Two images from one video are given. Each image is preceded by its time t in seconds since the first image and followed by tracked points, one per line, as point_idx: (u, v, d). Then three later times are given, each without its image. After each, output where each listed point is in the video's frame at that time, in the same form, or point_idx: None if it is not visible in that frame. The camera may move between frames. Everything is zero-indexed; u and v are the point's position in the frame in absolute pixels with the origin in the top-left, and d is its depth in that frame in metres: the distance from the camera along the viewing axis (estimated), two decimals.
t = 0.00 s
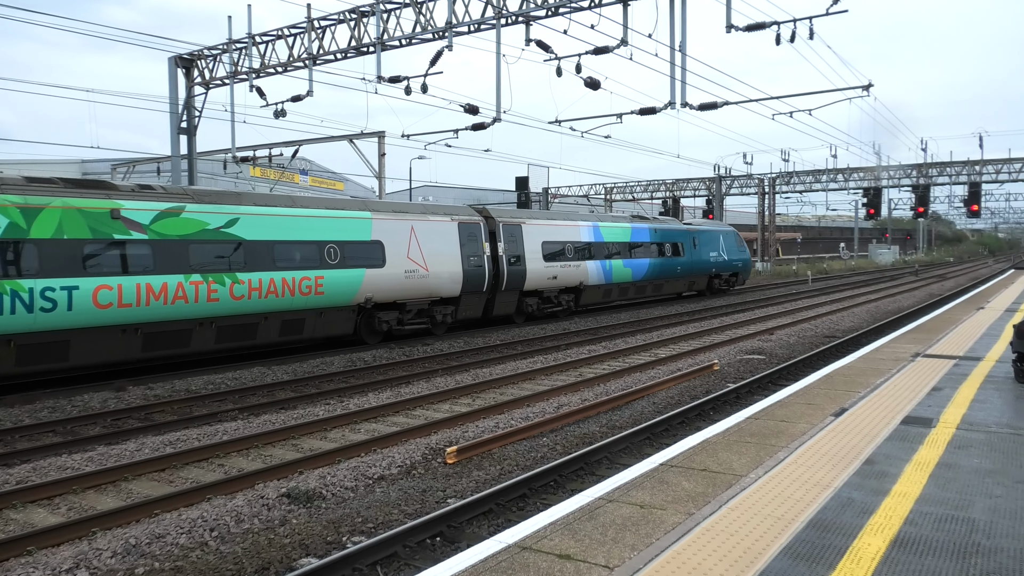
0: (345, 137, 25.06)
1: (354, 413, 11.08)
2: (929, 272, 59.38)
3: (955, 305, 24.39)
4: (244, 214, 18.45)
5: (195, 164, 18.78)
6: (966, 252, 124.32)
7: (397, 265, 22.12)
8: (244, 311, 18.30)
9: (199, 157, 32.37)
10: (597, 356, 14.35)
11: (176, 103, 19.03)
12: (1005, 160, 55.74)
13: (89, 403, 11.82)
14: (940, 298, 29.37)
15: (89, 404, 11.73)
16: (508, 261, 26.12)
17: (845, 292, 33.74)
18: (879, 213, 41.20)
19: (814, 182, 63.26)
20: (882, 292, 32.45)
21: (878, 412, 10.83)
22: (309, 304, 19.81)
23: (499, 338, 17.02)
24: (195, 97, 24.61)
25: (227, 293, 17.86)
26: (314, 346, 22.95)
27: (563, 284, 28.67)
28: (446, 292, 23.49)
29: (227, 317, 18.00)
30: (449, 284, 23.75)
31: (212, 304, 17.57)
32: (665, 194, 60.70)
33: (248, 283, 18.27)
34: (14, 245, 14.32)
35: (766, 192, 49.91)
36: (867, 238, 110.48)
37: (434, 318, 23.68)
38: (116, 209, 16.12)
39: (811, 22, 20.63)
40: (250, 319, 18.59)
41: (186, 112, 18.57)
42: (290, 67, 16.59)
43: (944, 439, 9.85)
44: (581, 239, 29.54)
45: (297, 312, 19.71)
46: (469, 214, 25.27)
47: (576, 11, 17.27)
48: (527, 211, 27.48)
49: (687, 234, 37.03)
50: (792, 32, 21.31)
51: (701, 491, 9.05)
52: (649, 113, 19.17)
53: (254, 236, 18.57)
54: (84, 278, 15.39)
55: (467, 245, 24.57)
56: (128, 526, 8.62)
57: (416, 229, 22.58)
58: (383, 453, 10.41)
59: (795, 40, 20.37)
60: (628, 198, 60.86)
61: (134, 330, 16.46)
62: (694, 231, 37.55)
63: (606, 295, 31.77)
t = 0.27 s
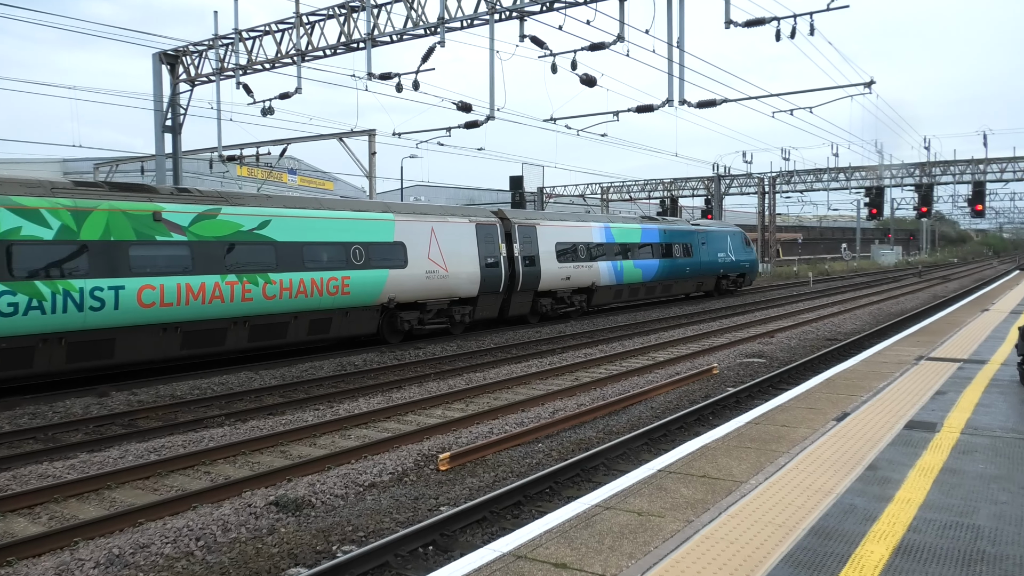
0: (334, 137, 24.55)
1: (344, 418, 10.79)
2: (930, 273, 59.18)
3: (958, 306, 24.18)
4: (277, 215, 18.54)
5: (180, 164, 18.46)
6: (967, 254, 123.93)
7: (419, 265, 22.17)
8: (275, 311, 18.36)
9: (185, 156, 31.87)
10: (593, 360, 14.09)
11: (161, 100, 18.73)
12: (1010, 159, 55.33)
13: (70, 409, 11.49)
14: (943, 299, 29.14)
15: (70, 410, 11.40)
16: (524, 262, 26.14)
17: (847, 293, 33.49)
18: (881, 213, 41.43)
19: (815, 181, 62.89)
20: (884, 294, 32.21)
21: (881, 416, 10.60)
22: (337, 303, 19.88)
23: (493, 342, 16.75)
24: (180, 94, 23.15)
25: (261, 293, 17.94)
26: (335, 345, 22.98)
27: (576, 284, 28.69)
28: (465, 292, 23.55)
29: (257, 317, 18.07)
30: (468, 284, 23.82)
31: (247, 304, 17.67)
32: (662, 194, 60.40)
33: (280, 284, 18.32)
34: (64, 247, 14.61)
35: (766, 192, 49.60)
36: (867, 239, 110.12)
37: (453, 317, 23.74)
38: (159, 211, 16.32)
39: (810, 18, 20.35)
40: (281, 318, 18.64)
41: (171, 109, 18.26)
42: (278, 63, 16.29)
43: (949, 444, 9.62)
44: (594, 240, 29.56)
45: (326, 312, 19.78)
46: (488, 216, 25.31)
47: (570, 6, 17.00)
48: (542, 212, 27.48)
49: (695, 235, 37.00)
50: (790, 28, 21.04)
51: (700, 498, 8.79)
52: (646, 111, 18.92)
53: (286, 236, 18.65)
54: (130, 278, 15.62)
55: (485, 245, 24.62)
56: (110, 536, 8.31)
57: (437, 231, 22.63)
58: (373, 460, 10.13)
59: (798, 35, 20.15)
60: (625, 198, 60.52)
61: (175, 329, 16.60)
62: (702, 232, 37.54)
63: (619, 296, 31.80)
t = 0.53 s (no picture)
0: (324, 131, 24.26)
1: (336, 421, 10.51)
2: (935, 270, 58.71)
3: (966, 305, 23.84)
4: (315, 214, 19.13)
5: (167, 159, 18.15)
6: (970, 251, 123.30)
7: (444, 263, 22.63)
8: (312, 307, 18.90)
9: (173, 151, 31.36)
10: (591, 361, 13.83)
11: (147, 93, 18.41)
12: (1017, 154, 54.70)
13: (54, 411, 11.20)
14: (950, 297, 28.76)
15: (54, 413, 11.11)
16: (544, 260, 26.44)
17: (850, 292, 33.12)
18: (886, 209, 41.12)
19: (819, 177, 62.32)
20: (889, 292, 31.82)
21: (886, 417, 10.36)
22: (369, 299, 20.40)
23: (489, 341, 16.48)
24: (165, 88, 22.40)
25: (299, 289, 18.51)
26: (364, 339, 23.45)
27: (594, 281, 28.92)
28: (489, 289, 23.97)
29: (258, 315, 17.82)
30: (491, 281, 24.25)
31: (287, 299, 18.23)
32: (661, 190, 59.92)
33: (317, 280, 18.85)
34: (123, 245, 15.32)
35: (768, 188, 49.14)
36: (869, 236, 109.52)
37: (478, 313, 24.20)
38: (206, 211, 16.98)
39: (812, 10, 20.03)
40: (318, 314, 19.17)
41: (157, 103, 17.95)
42: (268, 56, 15.99)
43: (955, 445, 9.38)
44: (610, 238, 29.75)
45: (359, 307, 20.31)
46: (510, 215, 25.69)
47: None
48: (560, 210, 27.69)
49: (706, 233, 36.99)
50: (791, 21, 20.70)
51: (701, 502, 8.54)
52: (645, 104, 18.66)
53: (323, 235, 19.24)
54: (181, 274, 16.26)
55: (507, 243, 24.96)
56: (95, 542, 8.03)
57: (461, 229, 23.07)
58: (366, 463, 9.86)
59: (801, 27, 19.84)
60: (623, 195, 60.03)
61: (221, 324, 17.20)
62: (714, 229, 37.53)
63: (634, 293, 31.96)
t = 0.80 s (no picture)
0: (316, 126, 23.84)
1: (326, 425, 10.23)
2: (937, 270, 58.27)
3: (970, 306, 23.52)
4: (349, 214, 19.49)
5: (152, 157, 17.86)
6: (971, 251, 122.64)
7: (466, 262, 22.83)
8: (346, 306, 19.23)
9: (159, 149, 30.88)
10: (587, 363, 13.58)
11: (131, 88, 18.13)
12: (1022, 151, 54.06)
13: (36, 415, 10.90)
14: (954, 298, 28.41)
15: (36, 417, 10.82)
16: (563, 259, 26.62)
17: (852, 292, 32.79)
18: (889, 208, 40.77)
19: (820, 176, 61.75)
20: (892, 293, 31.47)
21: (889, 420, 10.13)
22: (399, 297, 20.68)
23: (483, 344, 16.23)
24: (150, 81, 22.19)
25: (335, 287, 18.86)
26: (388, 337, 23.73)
27: (610, 280, 28.96)
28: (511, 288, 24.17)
29: (278, 314, 17.85)
30: (513, 280, 24.45)
31: (324, 298, 18.60)
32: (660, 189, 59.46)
33: (350, 279, 19.17)
34: (174, 244, 15.81)
35: (769, 186, 48.64)
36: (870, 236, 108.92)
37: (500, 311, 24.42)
38: (250, 211, 17.43)
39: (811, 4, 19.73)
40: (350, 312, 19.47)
41: (141, 98, 17.67)
42: (255, 51, 15.70)
43: (959, 449, 9.15)
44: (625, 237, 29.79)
45: (389, 305, 20.60)
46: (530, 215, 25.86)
47: None
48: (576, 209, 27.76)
49: (717, 232, 36.91)
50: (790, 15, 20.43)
51: (700, 507, 8.30)
52: (642, 100, 18.42)
53: (358, 234, 19.59)
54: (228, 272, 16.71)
55: (528, 242, 25.15)
56: (78, 550, 7.74)
57: (485, 229, 23.32)
58: (357, 468, 9.60)
59: (800, 22, 19.58)
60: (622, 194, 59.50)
61: (262, 320, 17.62)
62: (725, 229, 37.44)
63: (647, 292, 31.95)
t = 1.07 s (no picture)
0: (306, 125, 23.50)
1: (317, 430, 10.01)
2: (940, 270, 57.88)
3: (972, 307, 23.32)
4: (377, 216, 19.91)
5: (139, 156, 17.60)
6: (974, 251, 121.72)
7: (486, 263, 23.13)
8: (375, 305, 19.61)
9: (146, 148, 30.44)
10: (584, 366, 13.38)
11: (118, 85, 17.88)
12: None
13: (20, 421, 10.67)
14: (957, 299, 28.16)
15: (20, 422, 10.58)
16: (578, 259, 26.83)
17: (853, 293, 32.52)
18: (892, 207, 40.47)
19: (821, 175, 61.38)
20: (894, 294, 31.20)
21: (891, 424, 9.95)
22: (424, 296, 21.04)
23: (477, 346, 16.03)
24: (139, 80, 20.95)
25: (364, 287, 19.24)
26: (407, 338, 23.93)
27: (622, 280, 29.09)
28: (529, 288, 24.45)
29: (312, 313, 18.22)
30: (530, 280, 24.74)
31: (354, 297, 18.98)
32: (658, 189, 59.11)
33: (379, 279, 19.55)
34: (215, 244, 16.21)
35: (769, 184, 48.27)
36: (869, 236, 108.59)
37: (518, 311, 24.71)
38: (285, 213, 17.82)
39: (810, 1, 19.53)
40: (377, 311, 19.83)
41: (128, 96, 17.41)
42: (245, 47, 15.48)
43: (962, 453, 8.97)
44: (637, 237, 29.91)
45: (413, 304, 20.96)
46: (545, 215, 26.13)
47: None
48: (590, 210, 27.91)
49: (726, 232, 36.89)
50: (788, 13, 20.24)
51: (698, 513, 8.11)
52: (639, 98, 18.26)
53: (386, 234, 20.00)
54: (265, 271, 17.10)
55: (544, 243, 25.40)
56: (63, 559, 7.51)
57: (504, 230, 23.58)
58: (349, 474, 9.39)
59: (798, 18, 19.41)
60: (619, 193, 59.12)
61: (297, 319, 17.98)
62: (734, 228, 37.43)
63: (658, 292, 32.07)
